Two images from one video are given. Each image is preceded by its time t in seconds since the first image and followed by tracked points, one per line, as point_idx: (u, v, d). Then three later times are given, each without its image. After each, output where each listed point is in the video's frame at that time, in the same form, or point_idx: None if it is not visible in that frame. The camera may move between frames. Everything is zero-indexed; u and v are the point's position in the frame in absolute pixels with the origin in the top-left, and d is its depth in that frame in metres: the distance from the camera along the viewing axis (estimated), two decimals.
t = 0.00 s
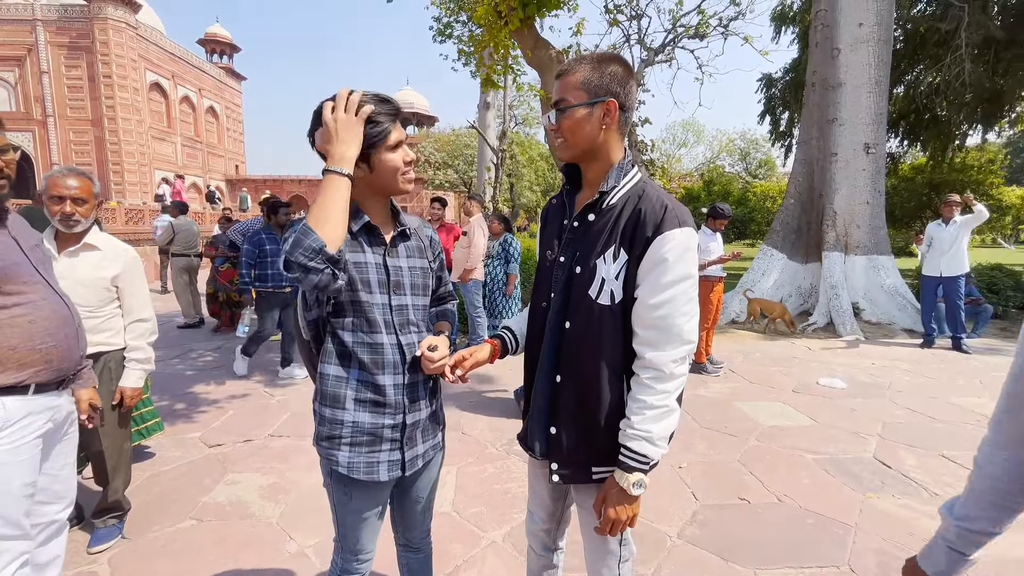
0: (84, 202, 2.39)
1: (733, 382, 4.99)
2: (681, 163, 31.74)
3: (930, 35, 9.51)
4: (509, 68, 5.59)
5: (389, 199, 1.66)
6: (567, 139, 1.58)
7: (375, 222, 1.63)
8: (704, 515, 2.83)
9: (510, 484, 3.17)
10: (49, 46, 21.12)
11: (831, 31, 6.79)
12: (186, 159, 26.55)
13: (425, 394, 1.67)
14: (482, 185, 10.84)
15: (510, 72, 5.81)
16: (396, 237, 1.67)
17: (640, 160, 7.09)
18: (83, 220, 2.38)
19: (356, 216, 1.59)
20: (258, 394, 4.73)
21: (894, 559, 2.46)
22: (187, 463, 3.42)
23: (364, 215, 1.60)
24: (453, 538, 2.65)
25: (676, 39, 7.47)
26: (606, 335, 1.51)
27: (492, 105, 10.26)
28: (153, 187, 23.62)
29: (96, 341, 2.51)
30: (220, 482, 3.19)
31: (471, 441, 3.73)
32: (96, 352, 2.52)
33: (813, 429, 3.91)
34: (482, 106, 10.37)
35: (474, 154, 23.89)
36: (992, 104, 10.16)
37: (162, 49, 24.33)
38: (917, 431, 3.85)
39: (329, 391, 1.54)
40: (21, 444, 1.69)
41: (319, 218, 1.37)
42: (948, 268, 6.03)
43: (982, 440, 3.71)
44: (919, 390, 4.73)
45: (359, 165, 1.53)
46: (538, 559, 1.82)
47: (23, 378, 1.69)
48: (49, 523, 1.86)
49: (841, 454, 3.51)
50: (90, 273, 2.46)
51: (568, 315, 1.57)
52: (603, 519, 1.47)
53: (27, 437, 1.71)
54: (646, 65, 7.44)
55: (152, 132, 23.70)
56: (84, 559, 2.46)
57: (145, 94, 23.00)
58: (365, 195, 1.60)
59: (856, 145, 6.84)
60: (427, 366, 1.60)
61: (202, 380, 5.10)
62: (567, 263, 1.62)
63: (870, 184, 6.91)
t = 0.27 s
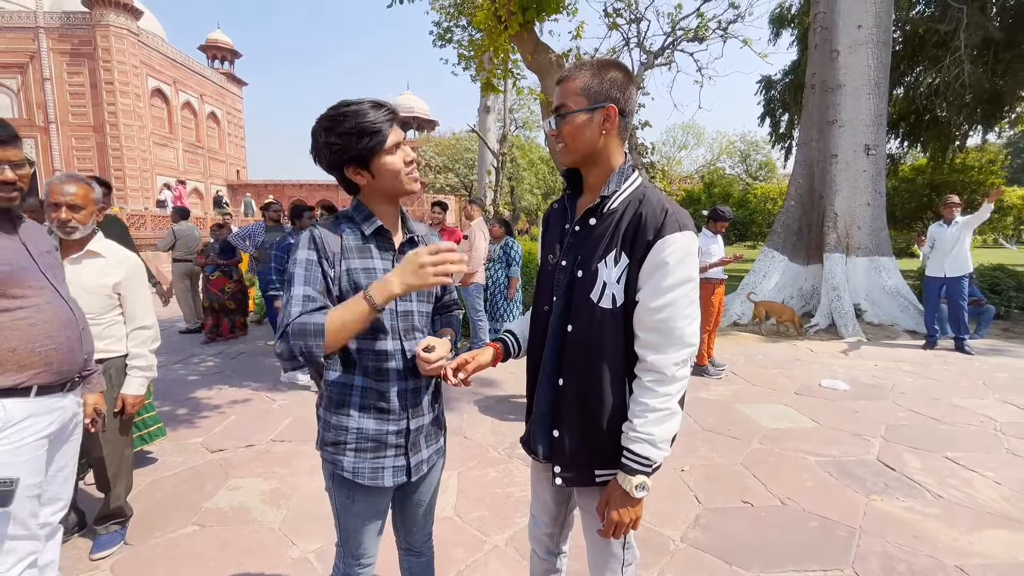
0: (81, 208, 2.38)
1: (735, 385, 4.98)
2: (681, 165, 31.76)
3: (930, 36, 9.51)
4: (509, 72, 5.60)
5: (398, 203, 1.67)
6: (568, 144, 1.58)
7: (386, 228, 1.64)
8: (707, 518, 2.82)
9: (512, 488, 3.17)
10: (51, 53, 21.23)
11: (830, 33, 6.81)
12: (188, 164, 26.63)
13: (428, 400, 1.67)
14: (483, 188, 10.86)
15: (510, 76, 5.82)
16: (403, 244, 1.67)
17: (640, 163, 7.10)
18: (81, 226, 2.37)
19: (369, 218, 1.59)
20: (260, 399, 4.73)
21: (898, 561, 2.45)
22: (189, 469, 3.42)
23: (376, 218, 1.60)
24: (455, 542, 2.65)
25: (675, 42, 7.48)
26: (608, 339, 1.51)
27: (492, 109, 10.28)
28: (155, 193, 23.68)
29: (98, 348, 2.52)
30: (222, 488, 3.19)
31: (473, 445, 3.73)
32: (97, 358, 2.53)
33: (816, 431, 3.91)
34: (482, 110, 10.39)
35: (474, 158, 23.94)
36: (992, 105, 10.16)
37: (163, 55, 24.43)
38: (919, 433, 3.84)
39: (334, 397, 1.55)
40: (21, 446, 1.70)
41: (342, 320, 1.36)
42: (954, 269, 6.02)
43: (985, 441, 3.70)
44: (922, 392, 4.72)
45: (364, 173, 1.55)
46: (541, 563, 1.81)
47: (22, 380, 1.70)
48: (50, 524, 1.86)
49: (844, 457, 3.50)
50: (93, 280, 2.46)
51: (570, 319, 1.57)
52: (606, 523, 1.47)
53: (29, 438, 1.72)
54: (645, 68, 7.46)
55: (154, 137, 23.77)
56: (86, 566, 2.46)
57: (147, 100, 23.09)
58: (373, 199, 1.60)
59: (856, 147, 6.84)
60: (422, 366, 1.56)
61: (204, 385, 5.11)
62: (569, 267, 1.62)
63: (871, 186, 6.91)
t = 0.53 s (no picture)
0: (71, 214, 2.41)
1: (737, 387, 4.98)
2: (681, 167, 31.79)
3: (929, 38, 9.52)
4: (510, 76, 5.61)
5: (401, 208, 1.68)
6: (569, 150, 1.59)
7: (386, 233, 1.64)
8: (710, 521, 2.82)
9: (515, 492, 3.17)
10: (53, 58, 21.32)
11: (829, 35, 6.82)
12: (189, 168, 26.70)
13: (432, 404, 1.68)
14: (484, 191, 10.88)
15: (510, 80, 5.83)
16: (407, 248, 1.67)
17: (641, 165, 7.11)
18: (71, 232, 2.40)
19: (370, 224, 1.59)
20: (262, 403, 4.74)
21: (902, 563, 2.45)
22: (192, 473, 3.43)
23: (377, 224, 1.60)
24: (459, 546, 2.65)
25: (675, 44, 7.50)
26: (611, 343, 1.51)
27: (493, 112, 10.31)
28: (157, 197, 23.75)
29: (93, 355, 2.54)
30: (225, 492, 3.20)
31: (475, 448, 3.73)
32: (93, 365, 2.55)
33: (818, 433, 3.90)
34: (483, 113, 10.41)
35: (475, 160, 23.98)
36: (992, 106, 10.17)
37: (165, 60, 24.51)
38: (922, 434, 3.84)
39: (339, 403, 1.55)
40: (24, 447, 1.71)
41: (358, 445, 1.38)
42: (959, 269, 6.01)
43: (988, 442, 3.70)
44: (924, 393, 4.71)
45: (370, 175, 1.56)
46: (544, 567, 1.81)
47: (26, 382, 1.71)
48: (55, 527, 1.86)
49: (847, 458, 3.50)
50: (87, 288, 2.47)
51: (573, 322, 1.58)
52: (609, 524, 1.47)
53: (34, 438, 1.74)
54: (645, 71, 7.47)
55: (156, 142, 23.84)
56: (91, 571, 2.46)
57: (148, 104, 23.17)
58: (374, 204, 1.61)
59: (856, 148, 6.85)
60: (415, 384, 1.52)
61: (206, 389, 5.11)
62: (572, 270, 1.62)
63: (872, 187, 6.91)
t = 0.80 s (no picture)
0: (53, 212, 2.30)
1: (738, 387, 4.98)
2: (682, 168, 31.80)
3: (929, 38, 9.52)
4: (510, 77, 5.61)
5: (408, 209, 1.70)
6: (571, 151, 1.59)
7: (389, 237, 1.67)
8: (712, 521, 2.82)
9: (517, 493, 3.17)
10: (53, 61, 21.36)
11: (829, 36, 6.82)
12: (190, 171, 26.74)
13: (437, 402, 1.69)
14: (484, 193, 10.89)
15: (510, 81, 5.83)
16: (412, 251, 1.69)
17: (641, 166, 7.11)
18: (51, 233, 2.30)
19: (374, 229, 1.62)
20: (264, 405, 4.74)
21: (905, 563, 2.45)
22: (193, 475, 3.43)
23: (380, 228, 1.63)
24: (460, 547, 2.65)
25: (674, 45, 7.50)
26: (614, 343, 1.51)
27: (493, 114, 10.31)
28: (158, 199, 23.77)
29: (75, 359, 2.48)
30: (227, 493, 3.19)
31: (476, 450, 3.73)
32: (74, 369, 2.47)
33: (820, 434, 3.90)
34: (483, 114, 10.42)
35: (475, 162, 24.01)
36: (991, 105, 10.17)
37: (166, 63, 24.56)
38: (924, 434, 3.83)
39: (349, 401, 1.59)
40: (22, 446, 1.71)
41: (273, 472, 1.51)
42: (960, 268, 5.99)
43: (990, 442, 3.69)
44: (926, 393, 4.70)
45: (381, 172, 1.59)
46: (547, 567, 1.81)
47: (26, 381, 1.72)
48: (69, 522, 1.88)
49: (848, 459, 3.49)
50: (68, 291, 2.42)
51: (576, 322, 1.58)
52: (613, 522, 1.47)
53: (37, 438, 1.74)
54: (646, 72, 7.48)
55: (156, 144, 23.87)
56: (92, 573, 2.46)
57: (149, 107, 23.21)
58: (383, 206, 1.65)
59: (856, 148, 6.84)
60: (413, 387, 1.54)
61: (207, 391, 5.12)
62: (574, 271, 1.63)
63: (872, 187, 6.90)
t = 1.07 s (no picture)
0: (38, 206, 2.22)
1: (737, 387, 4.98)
2: (681, 167, 31.81)
3: (928, 37, 9.52)
4: (508, 76, 5.60)
5: (413, 211, 1.72)
6: (571, 150, 1.59)
7: (391, 238, 1.69)
8: (711, 521, 2.82)
9: (515, 492, 3.17)
10: (52, 60, 21.34)
11: (828, 35, 6.82)
12: (189, 170, 26.73)
13: (435, 400, 1.70)
14: (483, 192, 10.89)
15: (509, 81, 5.82)
16: (414, 251, 1.70)
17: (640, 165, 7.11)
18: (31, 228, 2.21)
19: (377, 229, 1.66)
20: (262, 405, 4.74)
21: (902, 562, 2.45)
22: (191, 475, 3.43)
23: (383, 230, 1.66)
24: (458, 547, 2.65)
25: (673, 44, 7.49)
26: (610, 341, 1.51)
27: (492, 113, 10.31)
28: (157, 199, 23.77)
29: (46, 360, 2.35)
30: (225, 493, 3.19)
31: (475, 449, 3.73)
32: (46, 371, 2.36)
33: (818, 433, 3.90)
34: (482, 114, 10.42)
35: (474, 161, 24.03)
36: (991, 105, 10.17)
37: (165, 62, 24.53)
38: (922, 433, 3.83)
39: (348, 393, 1.67)
40: (19, 443, 1.70)
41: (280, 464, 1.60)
42: (960, 268, 5.99)
43: (988, 441, 3.70)
44: (925, 392, 4.70)
45: (388, 174, 1.62)
46: (544, 566, 1.81)
47: (24, 378, 1.72)
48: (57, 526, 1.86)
49: (847, 458, 3.49)
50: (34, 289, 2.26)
51: (572, 321, 1.58)
52: (611, 521, 1.48)
53: (35, 435, 1.75)
54: (644, 71, 7.47)
55: (155, 144, 23.86)
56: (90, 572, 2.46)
57: (148, 106, 23.19)
58: (391, 207, 1.67)
59: (855, 147, 6.84)
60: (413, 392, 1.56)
61: (206, 390, 5.12)
62: (571, 270, 1.62)
63: (871, 186, 6.91)
